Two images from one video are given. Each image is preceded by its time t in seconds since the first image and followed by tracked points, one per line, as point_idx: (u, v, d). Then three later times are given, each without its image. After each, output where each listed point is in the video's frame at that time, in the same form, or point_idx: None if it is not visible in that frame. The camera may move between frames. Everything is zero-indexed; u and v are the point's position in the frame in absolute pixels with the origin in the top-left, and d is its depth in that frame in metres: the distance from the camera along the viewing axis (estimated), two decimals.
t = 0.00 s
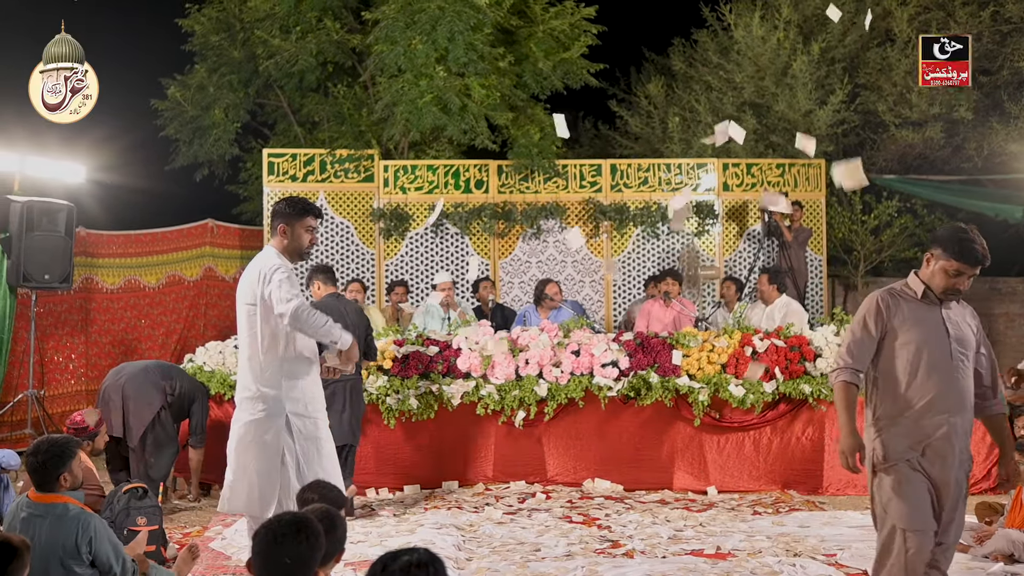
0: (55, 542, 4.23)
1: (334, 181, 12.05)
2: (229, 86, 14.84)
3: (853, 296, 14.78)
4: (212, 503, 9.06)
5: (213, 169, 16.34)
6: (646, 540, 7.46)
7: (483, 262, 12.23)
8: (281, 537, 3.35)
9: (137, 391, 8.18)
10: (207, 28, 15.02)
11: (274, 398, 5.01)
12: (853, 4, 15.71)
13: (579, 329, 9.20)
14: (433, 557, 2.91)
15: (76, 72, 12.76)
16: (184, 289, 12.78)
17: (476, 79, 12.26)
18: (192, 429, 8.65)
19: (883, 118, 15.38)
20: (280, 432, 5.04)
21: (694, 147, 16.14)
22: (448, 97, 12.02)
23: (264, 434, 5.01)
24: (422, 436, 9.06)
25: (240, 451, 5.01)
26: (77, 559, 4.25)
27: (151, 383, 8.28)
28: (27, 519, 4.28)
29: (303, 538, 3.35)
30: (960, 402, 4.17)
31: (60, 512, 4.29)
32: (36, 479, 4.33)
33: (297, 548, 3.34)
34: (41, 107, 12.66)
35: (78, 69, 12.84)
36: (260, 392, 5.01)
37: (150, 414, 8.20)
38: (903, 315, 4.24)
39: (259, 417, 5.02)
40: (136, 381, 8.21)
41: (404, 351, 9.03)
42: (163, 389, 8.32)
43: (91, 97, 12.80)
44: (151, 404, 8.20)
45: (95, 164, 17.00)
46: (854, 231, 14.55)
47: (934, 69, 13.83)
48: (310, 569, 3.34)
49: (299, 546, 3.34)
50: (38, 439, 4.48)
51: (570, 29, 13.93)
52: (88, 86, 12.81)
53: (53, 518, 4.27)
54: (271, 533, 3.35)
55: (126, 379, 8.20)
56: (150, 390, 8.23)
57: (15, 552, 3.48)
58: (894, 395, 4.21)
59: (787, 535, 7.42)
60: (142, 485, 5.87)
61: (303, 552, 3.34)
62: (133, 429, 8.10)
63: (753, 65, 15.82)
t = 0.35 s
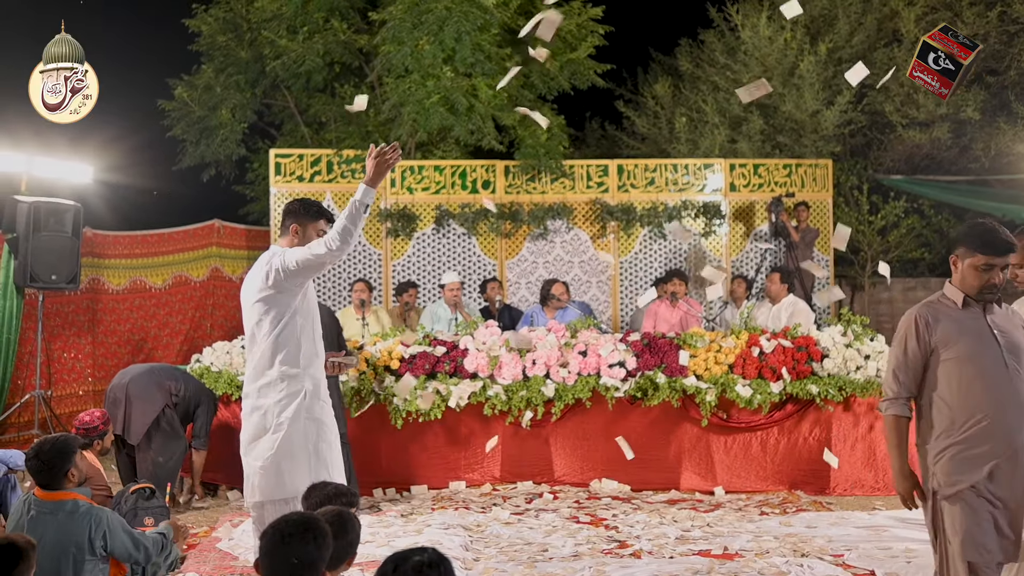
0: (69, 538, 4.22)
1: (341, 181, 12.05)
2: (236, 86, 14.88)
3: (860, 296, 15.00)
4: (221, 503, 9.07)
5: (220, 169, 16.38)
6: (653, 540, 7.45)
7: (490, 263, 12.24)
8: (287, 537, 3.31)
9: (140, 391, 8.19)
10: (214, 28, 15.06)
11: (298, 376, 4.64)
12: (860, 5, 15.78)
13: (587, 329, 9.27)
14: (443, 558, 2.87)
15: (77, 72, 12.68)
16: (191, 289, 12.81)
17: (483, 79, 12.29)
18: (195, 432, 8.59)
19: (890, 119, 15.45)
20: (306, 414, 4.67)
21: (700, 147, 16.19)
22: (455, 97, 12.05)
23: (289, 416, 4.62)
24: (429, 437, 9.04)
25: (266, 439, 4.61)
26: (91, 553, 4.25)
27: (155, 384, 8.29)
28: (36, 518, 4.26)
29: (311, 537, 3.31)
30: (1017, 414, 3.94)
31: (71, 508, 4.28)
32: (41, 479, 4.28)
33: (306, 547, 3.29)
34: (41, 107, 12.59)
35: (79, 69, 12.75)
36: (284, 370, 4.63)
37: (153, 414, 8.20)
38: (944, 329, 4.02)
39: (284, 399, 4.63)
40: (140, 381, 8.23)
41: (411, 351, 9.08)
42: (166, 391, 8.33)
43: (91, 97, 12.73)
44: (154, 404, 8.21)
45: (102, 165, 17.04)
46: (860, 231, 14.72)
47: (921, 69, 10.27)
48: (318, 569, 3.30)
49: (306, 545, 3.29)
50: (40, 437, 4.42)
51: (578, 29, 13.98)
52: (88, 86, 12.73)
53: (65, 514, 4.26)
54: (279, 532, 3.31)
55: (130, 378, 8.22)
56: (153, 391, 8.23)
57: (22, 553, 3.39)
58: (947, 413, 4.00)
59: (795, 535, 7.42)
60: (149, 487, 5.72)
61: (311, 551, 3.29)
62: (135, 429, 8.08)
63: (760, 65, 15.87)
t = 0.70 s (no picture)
0: (83, 526, 4.26)
1: (348, 182, 12.09)
2: (242, 86, 14.90)
3: (866, 296, 15.12)
4: (228, 503, 9.07)
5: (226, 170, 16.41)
6: (661, 540, 7.45)
7: (496, 262, 12.28)
8: (296, 538, 3.40)
9: (147, 391, 8.20)
10: (221, 29, 15.09)
11: (300, 396, 5.14)
12: (866, 5, 15.84)
13: (593, 329, 9.21)
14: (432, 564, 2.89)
15: (77, 72, 12.59)
16: (195, 290, 12.80)
17: (490, 79, 12.33)
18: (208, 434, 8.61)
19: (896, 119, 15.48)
20: (307, 430, 5.17)
21: (707, 148, 16.20)
22: (461, 98, 12.08)
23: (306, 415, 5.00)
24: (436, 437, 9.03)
25: (270, 452, 5.12)
26: (107, 539, 4.30)
27: (161, 384, 8.28)
28: (52, 503, 4.30)
29: (319, 539, 3.40)
30: None
31: (87, 496, 4.31)
32: (59, 468, 4.29)
33: (313, 548, 3.39)
34: (41, 107, 12.53)
35: (79, 68, 12.65)
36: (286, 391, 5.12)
37: (159, 414, 8.19)
38: (1002, 328, 3.63)
39: (287, 414, 5.13)
40: (146, 381, 8.23)
41: (418, 352, 9.01)
42: (172, 391, 8.32)
43: (91, 97, 12.63)
44: (159, 403, 8.20)
45: (107, 165, 17.05)
46: (867, 231, 14.80)
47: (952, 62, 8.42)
48: (325, 570, 3.39)
49: (314, 546, 3.39)
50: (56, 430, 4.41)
51: (584, 29, 14.03)
52: (88, 86, 12.65)
53: (81, 502, 4.29)
54: (287, 533, 3.41)
55: (136, 378, 8.23)
56: (159, 391, 8.23)
57: (21, 560, 3.49)
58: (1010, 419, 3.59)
59: (802, 535, 7.43)
60: (156, 489, 5.20)
61: (318, 552, 3.39)
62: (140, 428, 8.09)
63: (767, 66, 15.91)
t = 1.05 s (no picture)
0: (104, 517, 4.27)
1: (352, 182, 12.13)
2: (247, 87, 14.91)
3: (871, 296, 15.25)
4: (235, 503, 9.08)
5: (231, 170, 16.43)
6: (666, 540, 7.45)
7: (502, 263, 12.32)
8: (302, 538, 3.39)
9: (154, 394, 8.20)
10: (227, 29, 15.12)
11: (302, 399, 5.14)
12: (871, 6, 15.88)
13: (599, 329, 9.21)
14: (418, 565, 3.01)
15: (76, 72, 12.55)
16: (202, 290, 12.85)
17: (495, 79, 12.34)
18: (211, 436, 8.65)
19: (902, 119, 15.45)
20: (306, 433, 5.15)
21: (712, 148, 16.20)
22: (467, 98, 12.07)
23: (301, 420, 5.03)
24: (441, 437, 9.02)
25: (266, 452, 5.11)
26: (126, 536, 4.31)
27: (167, 387, 8.29)
28: (75, 496, 4.32)
29: (325, 539, 3.40)
30: None
31: (109, 490, 4.33)
32: (85, 461, 4.32)
33: (320, 548, 3.38)
34: (41, 107, 12.52)
35: (78, 68, 12.62)
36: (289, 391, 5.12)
37: (166, 415, 8.20)
38: None
39: (287, 417, 5.11)
40: (152, 384, 8.23)
41: (423, 352, 9.02)
42: (178, 394, 8.32)
43: (91, 97, 12.64)
44: (166, 406, 8.20)
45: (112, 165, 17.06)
46: (872, 232, 14.77)
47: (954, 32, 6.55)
48: (331, 570, 3.38)
49: (320, 547, 3.38)
50: (84, 424, 4.44)
51: (590, 30, 14.02)
52: (88, 86, 12.64)
53: (102, 495, 4.31)
54: (293, 534, 3.40)
55: (142, 382, 8.23)
56: (165, 393, 8.23)
57: (22, 565, 3.64)
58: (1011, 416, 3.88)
59: (807, 535, 7.42)
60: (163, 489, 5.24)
61: (324, 552, 3.38)
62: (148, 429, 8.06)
63: (772, 66, 15.95)
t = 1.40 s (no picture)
0: (120, 511, 4.44)
1: (356, 182, 12.14)
2: (251, 86, 14.96)
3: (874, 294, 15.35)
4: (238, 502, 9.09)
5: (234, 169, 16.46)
6: (668, 540, 7.45)
7: (505, 263, 12.36)
8: (304, 536, 3.41)
9: (157, 394, 8.17)
10: (230, 29, 15.14)
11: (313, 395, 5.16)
12: (875, 6, 15.87)
13: (601, 329, 9.20)
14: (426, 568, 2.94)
15: (76, 72, 12.55)
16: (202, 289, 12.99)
17: (498, 80, 12.39)
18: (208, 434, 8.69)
19: (904, 118, 15.57)
20: (317, 428, 5.17)
21: (716, 148, 16.26)
22: (469, 98, 12.17)
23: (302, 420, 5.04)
24: (444, 437, 9.02)
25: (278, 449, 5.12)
26: (137, 530, 4.45)
27: (169, 386, 8.27)
28: (95, 487, 4.51)
29: (327, 536, 3.41)
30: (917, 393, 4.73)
31: (127, 486, 4.53)
32: (113, 457, 4.58)
33: (321, 545, 3.40)
34: (41, 107, 12.51)
35: (78, 68, 12.62)
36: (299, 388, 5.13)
37: (169, 416, 8.19)
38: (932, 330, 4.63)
39: (299, 414, 5.12)
40: (155, 384, 8.20)
41: (426, 352, 9.03)
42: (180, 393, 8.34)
43: (91, 97, 12.63)
44: (170, 406, 8.19)
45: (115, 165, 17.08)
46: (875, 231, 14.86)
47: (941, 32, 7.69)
48: (333, 567, 3.40)
49: (321, 544, 3.40)
50: (115, 425, 4.72)
51: (593, 29, 14.08)
52: (88, 86, 12.63)
53: (120, 489, 4.50)
54: (295, 532, 3.41)
55: (146, 380, 8.17)
56: (168, 394, 8.22)
57: (25, 567, 3.57)
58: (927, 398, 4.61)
59: (809, 535, 7.43)
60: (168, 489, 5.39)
61: (326, 549, 3.40)
62: (153, 430, 8.05)
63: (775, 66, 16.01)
